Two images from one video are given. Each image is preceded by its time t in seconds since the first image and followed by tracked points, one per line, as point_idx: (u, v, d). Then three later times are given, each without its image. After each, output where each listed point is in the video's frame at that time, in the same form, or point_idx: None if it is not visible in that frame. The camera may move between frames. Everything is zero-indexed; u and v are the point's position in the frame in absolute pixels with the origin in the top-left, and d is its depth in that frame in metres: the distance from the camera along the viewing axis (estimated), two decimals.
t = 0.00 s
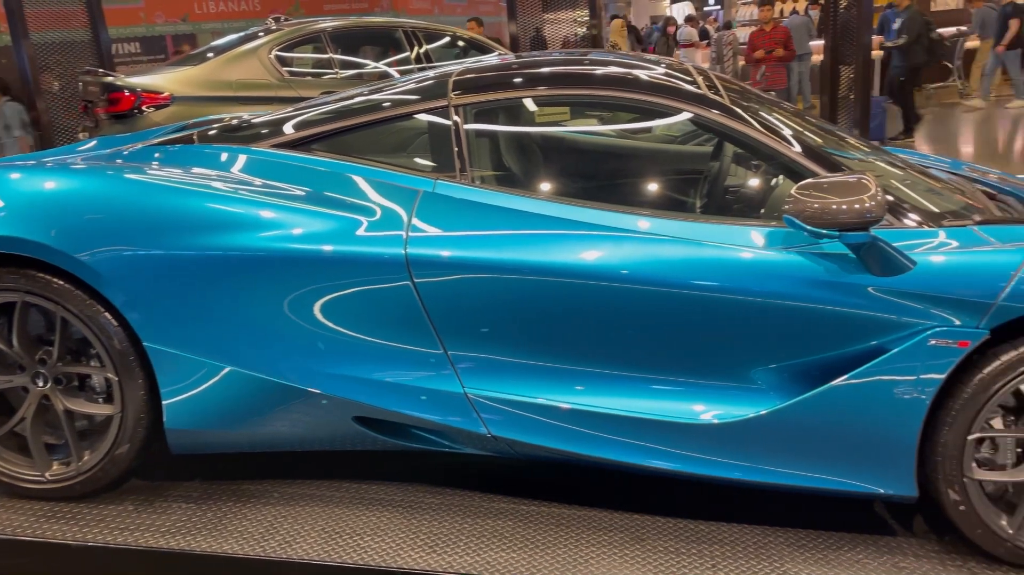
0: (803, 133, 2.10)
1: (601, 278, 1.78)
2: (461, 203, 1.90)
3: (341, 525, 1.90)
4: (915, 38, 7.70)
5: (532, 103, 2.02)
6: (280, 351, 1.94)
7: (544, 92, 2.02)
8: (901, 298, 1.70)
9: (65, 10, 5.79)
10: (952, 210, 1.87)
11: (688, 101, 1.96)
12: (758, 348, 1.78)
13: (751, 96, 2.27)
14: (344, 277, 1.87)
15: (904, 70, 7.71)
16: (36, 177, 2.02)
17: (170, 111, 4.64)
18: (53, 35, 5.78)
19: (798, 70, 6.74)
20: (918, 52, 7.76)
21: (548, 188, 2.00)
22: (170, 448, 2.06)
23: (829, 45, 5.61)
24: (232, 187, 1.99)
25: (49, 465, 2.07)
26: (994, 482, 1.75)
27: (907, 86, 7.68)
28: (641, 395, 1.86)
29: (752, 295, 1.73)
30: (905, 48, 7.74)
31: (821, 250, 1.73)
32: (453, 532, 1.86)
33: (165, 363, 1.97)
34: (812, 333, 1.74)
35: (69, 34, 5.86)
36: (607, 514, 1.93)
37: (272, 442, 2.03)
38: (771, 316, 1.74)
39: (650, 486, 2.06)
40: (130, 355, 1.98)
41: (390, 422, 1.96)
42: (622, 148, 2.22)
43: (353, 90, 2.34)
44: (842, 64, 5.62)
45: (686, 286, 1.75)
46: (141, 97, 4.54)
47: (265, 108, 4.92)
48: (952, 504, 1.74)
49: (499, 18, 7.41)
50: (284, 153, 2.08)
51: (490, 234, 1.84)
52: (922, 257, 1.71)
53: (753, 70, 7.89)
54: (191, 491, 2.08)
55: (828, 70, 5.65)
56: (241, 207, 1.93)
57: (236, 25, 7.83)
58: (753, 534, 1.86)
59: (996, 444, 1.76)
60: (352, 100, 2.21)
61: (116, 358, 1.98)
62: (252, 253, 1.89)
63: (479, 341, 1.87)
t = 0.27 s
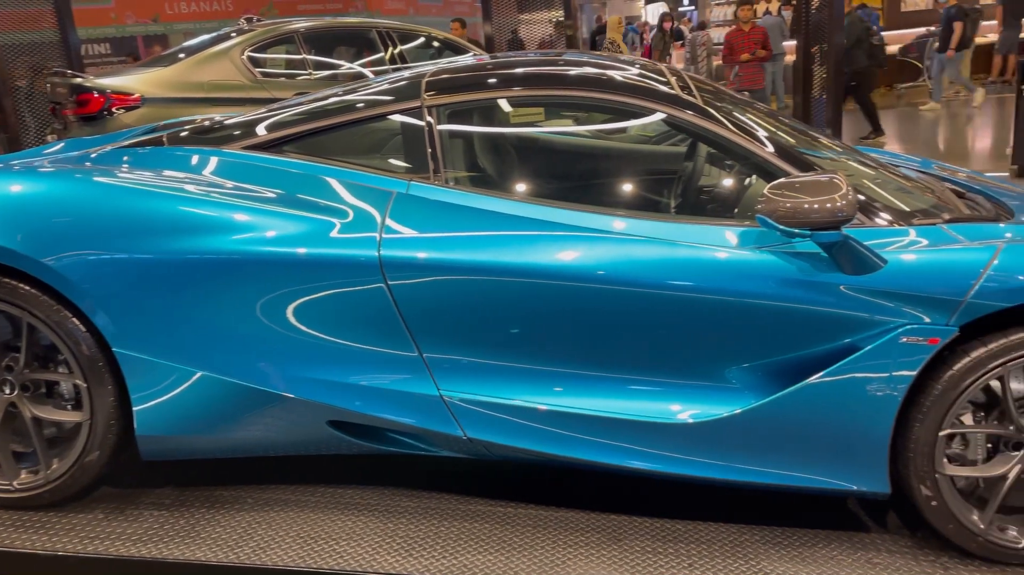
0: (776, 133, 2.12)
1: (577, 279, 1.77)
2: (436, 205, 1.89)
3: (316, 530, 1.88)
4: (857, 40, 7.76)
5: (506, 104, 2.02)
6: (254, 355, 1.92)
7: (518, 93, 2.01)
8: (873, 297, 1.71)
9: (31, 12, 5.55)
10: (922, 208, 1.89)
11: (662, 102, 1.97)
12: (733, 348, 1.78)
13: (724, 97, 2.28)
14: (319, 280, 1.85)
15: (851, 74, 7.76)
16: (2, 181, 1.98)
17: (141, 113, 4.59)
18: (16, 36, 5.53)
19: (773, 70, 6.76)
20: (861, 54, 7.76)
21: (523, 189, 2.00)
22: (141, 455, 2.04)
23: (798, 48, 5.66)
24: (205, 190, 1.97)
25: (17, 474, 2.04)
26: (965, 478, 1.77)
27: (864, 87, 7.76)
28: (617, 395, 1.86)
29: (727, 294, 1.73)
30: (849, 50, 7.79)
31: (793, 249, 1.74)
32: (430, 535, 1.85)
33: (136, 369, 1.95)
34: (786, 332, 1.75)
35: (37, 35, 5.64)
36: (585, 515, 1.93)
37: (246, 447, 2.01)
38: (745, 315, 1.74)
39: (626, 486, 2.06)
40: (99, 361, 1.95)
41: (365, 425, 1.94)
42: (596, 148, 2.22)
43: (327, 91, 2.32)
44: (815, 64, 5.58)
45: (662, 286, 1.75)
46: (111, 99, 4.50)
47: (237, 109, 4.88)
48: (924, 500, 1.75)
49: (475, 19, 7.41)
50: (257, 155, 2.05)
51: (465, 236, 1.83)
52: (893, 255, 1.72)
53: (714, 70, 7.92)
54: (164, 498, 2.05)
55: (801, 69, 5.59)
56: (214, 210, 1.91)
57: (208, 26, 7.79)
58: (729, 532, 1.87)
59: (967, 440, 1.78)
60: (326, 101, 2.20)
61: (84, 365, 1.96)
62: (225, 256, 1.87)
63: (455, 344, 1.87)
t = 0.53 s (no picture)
0: (752, 133, 2.13)
1: (556, 279, 1.77)
2: (414, 206, 1.88)
3: (295, 535, 1.87)
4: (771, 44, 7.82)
5: (483, 104, 2.01)
6: (230, 359, 1.90)
7: (495, 93, 2.00)
8: (848, 294, 1.72)
9: None
10: (896, 206, 1.91)
11: (638, 102, 1.97)
12: (710, 346, 1.79)
13: (700, 97, 2.31)
14: (295, 282, 1.84)
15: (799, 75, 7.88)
16: None
17: (113, 114, 4.55)
18: None
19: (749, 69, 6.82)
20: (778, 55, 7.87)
21: (501, 189, 1.99)
22: (115, 460, 2.01)
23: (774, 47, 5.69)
24: (179, 192, 1.94)
25: None
26: (939, 473, 1.78)
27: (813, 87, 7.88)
28: (596, 395, 1.86)
29: (704, 293, 1.74)
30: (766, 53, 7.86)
31: (769, 247, 1.75)
32: (409, 538, 1.85)
33: (109, 374, 1.93)
34: (763, 330, 1.76)
35: (6, 36, 5.47)
36: (564, 515, 1.93)
37: (223, 451, 1.99)
38: (722, 314, 1.75)
39: (606, 485, 2.06)
40: (71, 366, 1.93)
41: (343, 428, 1.93)
42: (575, 149, 2.25)
43: (303, 91, 2.31)
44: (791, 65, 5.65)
45: (641, 285, 1.75)
46: (83, 99, 4.45)
47: (211, 110, 4.85)
48: (900, 495, 1.77)
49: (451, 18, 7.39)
50: (231, 156, 2.03)
51: (443, 237, 1.82)
52: (867, 253, 1.74)
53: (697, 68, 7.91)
54: (138, 504, 2.03)
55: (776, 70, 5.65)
56: (189, 212, 1.89)
57: (183, 27, 7.74)
58: (708, 530, 1.88)
59: (941, 435, 1.79)
60: (302, 102, 2.18)
61: (56, 370, 1.93)
62: (200, 259, 1.85)
63: (434, 345, 1.86)
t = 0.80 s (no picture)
0: (730, 131, 2.15)
1: (537, 278, 1.77)
2: (393, 206, 1.87)
3: (276, 537, 1.85)
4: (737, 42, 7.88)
5: (462, 103, 2.01)
6: (209, 361, 1.88)
7: (474, 92, 2.00)
8: (825, 291, 1.74)
9: None
10: (872, 203, 1.92)
11: (618, 100, 1.97)
12: (689, 344, 1.80)
13: (678, 95, 2.32)
14: (274, 283, 1.82)
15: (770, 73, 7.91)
16: None
17: (87, 114, 4.50)
18: None
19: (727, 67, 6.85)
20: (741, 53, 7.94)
21: (481, 188, 1.99)
22: (93, 465, 1.99)
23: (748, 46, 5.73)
24: (155, 193, 1.92)
25: None
26: (916, 466, 1.81)
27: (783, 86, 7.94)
28: (577, 393, 1.87)
29: (683, 291, 1.75)
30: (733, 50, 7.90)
31: (747, 245, 1.76)
32: (391, 539, 1.84)
33: (85, 377, 1.91)
34: (742, 327, 1.77)
35: None
36: (547, 513, 1.93)
37: (202, 454, 1.97)
38: (701, 311, 1.76)
39: (588, 483, 2.07)
40: (47, 370, 1.91)
41: (324, 429, 1.92)
42: (556, 147, 2.28)
43: (280, 90, 2.29)
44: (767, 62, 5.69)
45: (621, 284, 1.75)
46: (56, 99, 4.39)
47: (187, 110, 4.80)
48: (878, 489, 1.79)
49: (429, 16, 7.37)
50: (208, 157, 2.01)
51: (422, 237, 1.81)
52: (844, 250, 1.75)
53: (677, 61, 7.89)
54: (116, 509, 2.01)
55: (752, 68, 5.70)
56: (165, 213, 1.87)
57: (157, 25, 7.65)
58: (689, 526, 1.89)
59: (918, 429, 1.82)
60: (279, 101, 2.16)
61: (30, 374, 1.91)
62: (177, 261, 1.83)
63: (414, 345, 1.85)
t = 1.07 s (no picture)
0: (709, 127, 2.16)
1: (519, 274, 1.77)
2: (374, 203, 1.87)
3: (257, 537, 1.84)
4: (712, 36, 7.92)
5: (442, 100, 2.01)
6: (189, 360, 1.87)
7: (454, 88, 2.00)
8: (803, 285, 1.75)
9: None
10: (849, 198, 1.94)
11: (597, 97, 1.98)
12: (670, 338, 1.81)
13: (658, 92, 2.33)
14: (254, 282, 1.81)
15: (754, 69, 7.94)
16: None
17: (62, 113, 4.44)
18: None
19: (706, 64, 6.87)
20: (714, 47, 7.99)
21: (462, 185, 1.99)
22: (71, 467, 1.97)
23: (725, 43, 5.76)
24: (132, 192, 1.90)
25: None
26: (894, 458, 1.82)
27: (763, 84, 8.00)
28: (559, 389, 1.87)
29: (664, 286, 1.75)
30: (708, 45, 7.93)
31: (726, 239, 1.77)
32: (374, 537, 1.83)
33: (62, 379, 1.89)
34: (722, 322, 1.78)
35: None
36: (529, 509, 1.93)
37: (182, 454, 1.96)
38: (681, 306, 1.77)
39: (570, 478, 2.07)
40: (23, 371, 1.88)
41: (306, 428, 1.91)
42: (535, 145, 2.25)
43: (259, 88, 2.28)
44: (745, 59, 5.72)
45: (603, 279, 1.76)
46: (30, 98, 4.33)
47: (164, 108, 4.75)
48: (856, 480, 1.81)
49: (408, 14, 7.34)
50: (185, 154, 2.00)
51: (403, 234, 1.81)
52: (822, 244, 1.76)
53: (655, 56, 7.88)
54: (95, 510, 1.98)
55: (731, 65, 5.74)
56: (143, 212, 1.85)
57: (133, 22, 7.55)
58: (671, 520, 1.90)
59: (896, 421, 1.83)
60: (258, 98, 2.15)
61: (6, 376, 1.88)
62: (155, 259, 1.81)
63: (396, 342, 1.85)
